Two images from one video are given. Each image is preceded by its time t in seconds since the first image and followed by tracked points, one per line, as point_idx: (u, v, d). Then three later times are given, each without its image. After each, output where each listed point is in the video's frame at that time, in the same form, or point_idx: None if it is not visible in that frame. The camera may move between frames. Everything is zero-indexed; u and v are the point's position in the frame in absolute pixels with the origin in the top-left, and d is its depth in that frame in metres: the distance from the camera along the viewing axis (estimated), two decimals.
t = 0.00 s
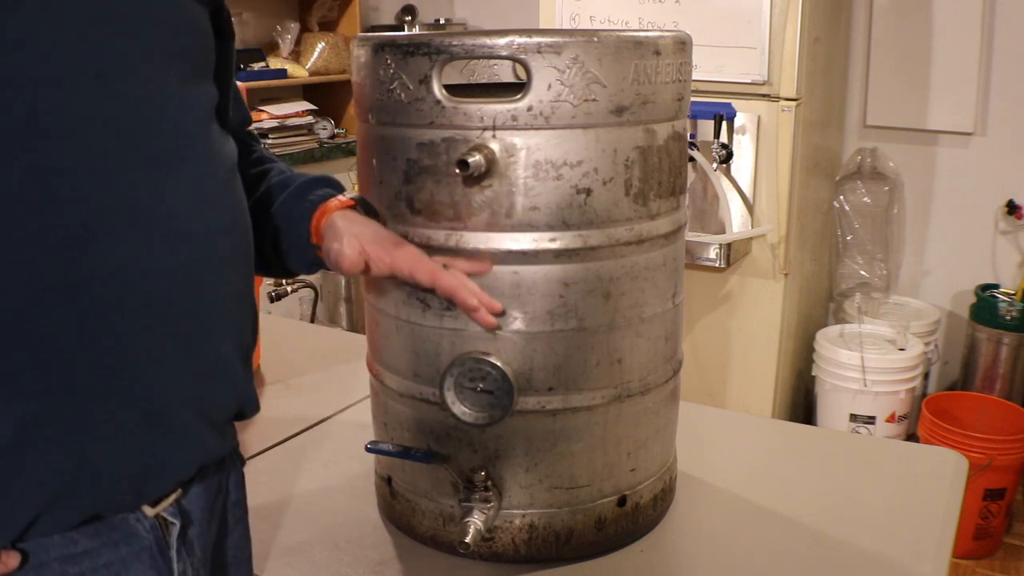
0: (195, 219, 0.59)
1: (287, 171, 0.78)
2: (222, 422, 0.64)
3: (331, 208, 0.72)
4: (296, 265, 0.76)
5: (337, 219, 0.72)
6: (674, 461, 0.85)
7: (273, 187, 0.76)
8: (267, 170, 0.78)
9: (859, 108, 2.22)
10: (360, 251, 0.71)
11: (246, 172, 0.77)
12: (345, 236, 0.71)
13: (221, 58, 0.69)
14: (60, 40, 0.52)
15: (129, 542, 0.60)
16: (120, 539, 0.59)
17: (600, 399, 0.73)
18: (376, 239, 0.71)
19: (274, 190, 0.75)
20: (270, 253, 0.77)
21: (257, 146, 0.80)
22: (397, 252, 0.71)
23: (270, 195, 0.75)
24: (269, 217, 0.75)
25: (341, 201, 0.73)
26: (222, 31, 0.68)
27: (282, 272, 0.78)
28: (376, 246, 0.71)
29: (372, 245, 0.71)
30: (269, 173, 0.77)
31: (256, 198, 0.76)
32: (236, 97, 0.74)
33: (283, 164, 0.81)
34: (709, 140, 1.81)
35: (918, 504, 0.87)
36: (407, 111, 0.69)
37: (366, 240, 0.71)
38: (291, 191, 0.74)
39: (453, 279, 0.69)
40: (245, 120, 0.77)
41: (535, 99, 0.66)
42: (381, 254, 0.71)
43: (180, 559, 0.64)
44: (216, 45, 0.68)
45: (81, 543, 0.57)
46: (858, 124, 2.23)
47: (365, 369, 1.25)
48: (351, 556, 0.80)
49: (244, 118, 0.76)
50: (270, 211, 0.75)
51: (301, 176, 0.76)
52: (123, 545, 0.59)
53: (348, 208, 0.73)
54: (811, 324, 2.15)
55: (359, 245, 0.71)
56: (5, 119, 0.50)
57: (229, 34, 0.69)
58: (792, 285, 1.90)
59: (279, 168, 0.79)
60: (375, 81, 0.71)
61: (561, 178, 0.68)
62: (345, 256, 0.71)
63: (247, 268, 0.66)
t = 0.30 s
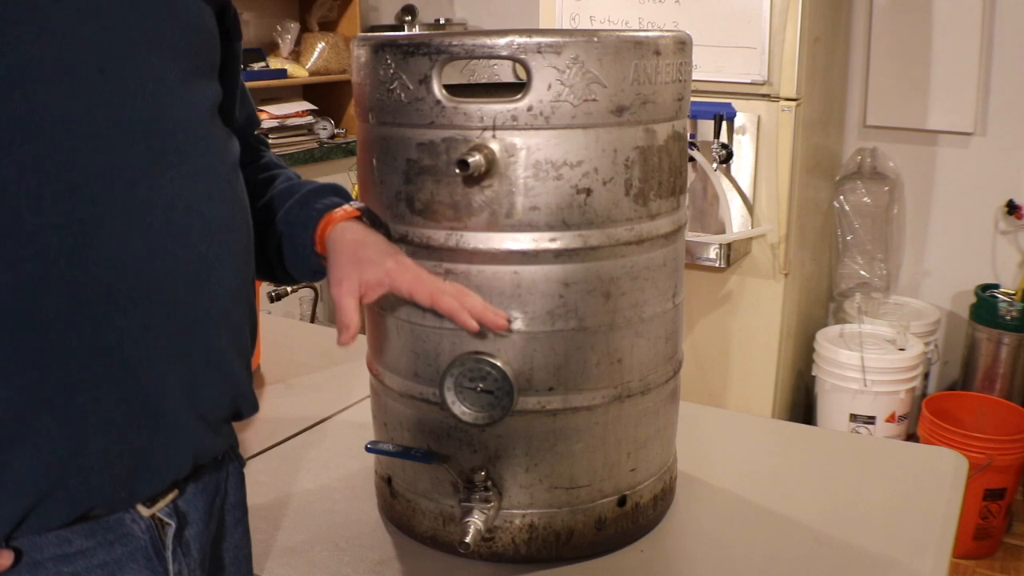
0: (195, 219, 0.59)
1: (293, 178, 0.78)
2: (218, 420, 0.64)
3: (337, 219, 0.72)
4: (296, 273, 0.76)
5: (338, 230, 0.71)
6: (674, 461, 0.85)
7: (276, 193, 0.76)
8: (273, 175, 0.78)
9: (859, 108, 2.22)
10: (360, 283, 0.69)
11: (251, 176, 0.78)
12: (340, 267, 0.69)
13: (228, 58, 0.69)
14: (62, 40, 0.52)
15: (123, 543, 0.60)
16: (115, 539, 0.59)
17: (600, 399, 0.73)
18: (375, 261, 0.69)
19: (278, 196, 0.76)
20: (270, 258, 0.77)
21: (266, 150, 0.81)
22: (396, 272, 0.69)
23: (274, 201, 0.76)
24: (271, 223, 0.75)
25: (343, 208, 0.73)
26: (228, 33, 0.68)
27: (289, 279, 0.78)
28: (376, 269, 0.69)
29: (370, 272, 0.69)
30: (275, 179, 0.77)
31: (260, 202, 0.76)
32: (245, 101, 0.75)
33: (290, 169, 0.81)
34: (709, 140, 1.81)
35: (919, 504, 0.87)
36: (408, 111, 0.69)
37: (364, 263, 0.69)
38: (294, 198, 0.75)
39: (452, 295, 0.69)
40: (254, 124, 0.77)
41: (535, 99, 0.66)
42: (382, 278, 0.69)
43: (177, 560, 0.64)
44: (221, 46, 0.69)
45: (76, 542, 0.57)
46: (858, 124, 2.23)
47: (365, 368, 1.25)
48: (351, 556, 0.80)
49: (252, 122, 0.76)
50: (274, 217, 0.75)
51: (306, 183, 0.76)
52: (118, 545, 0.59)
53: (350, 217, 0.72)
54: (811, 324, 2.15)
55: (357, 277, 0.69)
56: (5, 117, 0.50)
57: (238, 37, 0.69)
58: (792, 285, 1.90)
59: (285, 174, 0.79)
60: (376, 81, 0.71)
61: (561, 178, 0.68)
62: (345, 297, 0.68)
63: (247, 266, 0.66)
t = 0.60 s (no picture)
0: (196, 218, 0.60)
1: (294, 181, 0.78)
2: (218, 420, 0.64)
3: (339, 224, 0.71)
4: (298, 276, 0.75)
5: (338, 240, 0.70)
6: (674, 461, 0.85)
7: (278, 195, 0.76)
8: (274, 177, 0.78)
9: (859, 108, 2.22)
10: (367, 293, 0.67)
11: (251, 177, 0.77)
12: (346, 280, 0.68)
13: (226, 58, 0.69)
14: (62, 41, 0.52)
15: (124, 544, 0.60)
16: (115, 540, 0.59)
17: (600, 399, 0.73)
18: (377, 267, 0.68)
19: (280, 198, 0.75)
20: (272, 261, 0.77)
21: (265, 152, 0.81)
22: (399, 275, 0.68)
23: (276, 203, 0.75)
24: (273, 226, 0.75)
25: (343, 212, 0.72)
26: (226, 33, 0.68)
27: (291, 282, 0.78)
28: (380, 274, 0.67)
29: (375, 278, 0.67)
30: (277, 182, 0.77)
31: (262, 205, 0.76)
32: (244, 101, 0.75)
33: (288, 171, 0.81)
34: (709, 140, 1.81)
35: (919, 504, 0.87)
36: (407, 111, 0.69)
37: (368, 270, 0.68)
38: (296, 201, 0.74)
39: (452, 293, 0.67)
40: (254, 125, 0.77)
41: (535, 99, 0.66)
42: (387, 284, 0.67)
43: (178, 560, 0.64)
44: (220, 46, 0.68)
45: (77, 543, 0.57)
46: (858, 123, 2.23)
47: (364, 368, 1.25)
48: (351, 556, 0.80)
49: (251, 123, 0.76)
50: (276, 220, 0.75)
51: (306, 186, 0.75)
52: (119, 547, 0.60)
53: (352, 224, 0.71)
54: (811, 324, 2.15)
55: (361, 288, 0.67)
56: (5, 117, 0.50)
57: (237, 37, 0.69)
58: (792, 285, 1.90)
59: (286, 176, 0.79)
60: (376, 81, 0.71)
61: (561, 178, 0.68)
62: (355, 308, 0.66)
63: (247, 267, 0.66)
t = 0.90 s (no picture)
0: (197, 219, 0.60)
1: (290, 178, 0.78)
2: (219, 421, 0.64)
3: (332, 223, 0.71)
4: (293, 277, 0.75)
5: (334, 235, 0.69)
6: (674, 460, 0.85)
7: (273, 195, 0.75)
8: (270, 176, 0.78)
9: (859, 108, 2.22)
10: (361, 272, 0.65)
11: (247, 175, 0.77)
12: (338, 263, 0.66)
13: (223, 59, 0.68)
14: (62, 40, 0.52)
15: (125, 543, 0.59)
16: (116, 540, 0.59)
17: (600, 399, 0.73)
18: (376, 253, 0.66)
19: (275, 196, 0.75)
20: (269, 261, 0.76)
21: (261, 150, 0.80)
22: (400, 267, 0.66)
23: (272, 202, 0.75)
24: (271, 224, 0.74)
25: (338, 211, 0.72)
26: (221, 32, 0.68)
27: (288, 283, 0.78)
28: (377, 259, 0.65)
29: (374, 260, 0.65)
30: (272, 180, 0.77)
31: (260, 203, 0.76)
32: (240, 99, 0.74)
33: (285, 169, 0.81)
34: (709, 140, 1.81)
35: (918, 505, 0.87)
36: (407, 111, 0.69)
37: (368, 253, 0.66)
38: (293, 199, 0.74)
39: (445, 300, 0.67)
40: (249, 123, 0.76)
41: (535, 99, 0.66)
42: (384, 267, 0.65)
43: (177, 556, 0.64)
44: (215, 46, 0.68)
45: (77, 542, 0.57)
46: (858, 124, 2.23)
47: (364, 369, 1.25)
48: (351, 556, 0.80)
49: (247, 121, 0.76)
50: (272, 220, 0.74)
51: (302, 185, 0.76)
52: (120, 546, 0.59)
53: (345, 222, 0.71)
54: (811, 324, 2.15)
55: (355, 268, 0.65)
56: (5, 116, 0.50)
57: (230, 36, 0.69)
58: (792, 285, 1.90)
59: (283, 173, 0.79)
60: (376, 81, 0.71)
61: (561, 178, 0.68)
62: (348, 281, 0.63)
63: (247, 269, 0.66)
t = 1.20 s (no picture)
0: (196, 219, 0.59)
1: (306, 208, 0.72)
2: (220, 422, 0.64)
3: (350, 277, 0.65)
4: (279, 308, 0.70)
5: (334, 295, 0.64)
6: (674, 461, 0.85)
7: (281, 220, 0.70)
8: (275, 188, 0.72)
9: (859, 108, 2.22)
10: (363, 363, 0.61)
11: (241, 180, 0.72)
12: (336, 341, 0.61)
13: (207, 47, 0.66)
14: (61, 40, 0.52)
15: (125, 555, 0.59)
16: (116, 553, 0.59)
17: (600, 399, 0.73)
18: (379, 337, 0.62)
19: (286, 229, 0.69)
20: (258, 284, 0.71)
21: (281, 169, 0.74)
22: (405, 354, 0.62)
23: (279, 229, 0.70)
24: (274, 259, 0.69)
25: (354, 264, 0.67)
26: (208, 20, 0.66)
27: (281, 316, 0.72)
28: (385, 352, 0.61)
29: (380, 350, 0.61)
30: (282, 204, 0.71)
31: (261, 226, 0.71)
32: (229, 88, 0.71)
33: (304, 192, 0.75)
34: (709, 140, 1.81)
35: (918, 504, 0.87)
36: (407, 111, 0.69)
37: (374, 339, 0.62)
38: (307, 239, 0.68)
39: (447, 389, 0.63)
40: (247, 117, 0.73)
41: (535, 99, 0.66)
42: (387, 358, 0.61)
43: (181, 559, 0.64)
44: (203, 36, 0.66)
45: (77, 558, 0.57)
46: (858, 124, 2.23)
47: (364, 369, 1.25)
48: (352, 555, 0.80)
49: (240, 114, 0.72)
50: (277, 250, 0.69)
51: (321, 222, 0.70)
52: (120, 558, 0.59)
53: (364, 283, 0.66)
54: (811, 324, 2.15)
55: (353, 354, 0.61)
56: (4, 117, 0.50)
57: (218, 25, 0.67)
58: (792, 285, 1.90)
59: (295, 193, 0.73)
60: (376, 81, 0.71)
61: (561, 178, 0.68)
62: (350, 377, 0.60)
63: (240, 273, 0.66)
